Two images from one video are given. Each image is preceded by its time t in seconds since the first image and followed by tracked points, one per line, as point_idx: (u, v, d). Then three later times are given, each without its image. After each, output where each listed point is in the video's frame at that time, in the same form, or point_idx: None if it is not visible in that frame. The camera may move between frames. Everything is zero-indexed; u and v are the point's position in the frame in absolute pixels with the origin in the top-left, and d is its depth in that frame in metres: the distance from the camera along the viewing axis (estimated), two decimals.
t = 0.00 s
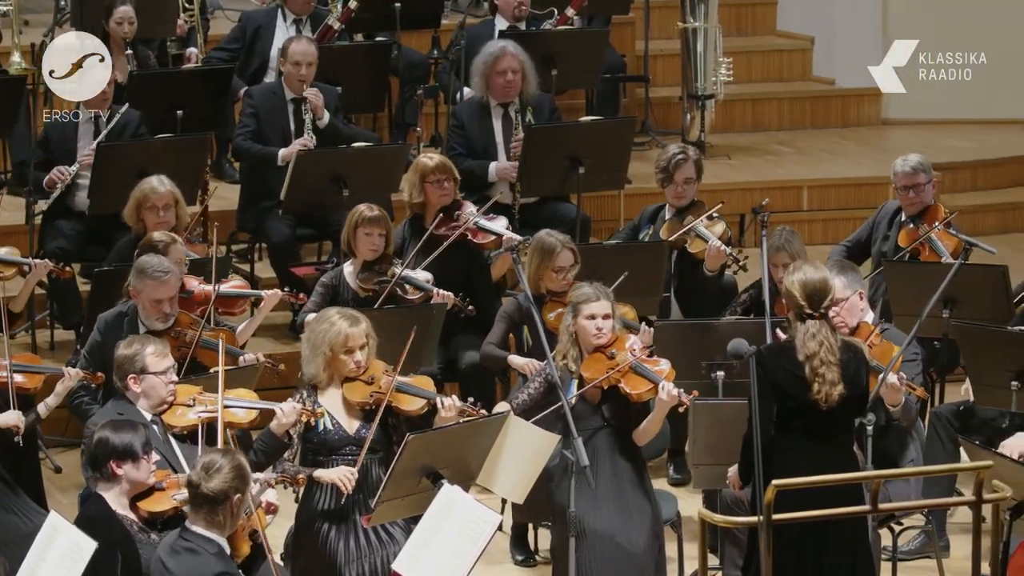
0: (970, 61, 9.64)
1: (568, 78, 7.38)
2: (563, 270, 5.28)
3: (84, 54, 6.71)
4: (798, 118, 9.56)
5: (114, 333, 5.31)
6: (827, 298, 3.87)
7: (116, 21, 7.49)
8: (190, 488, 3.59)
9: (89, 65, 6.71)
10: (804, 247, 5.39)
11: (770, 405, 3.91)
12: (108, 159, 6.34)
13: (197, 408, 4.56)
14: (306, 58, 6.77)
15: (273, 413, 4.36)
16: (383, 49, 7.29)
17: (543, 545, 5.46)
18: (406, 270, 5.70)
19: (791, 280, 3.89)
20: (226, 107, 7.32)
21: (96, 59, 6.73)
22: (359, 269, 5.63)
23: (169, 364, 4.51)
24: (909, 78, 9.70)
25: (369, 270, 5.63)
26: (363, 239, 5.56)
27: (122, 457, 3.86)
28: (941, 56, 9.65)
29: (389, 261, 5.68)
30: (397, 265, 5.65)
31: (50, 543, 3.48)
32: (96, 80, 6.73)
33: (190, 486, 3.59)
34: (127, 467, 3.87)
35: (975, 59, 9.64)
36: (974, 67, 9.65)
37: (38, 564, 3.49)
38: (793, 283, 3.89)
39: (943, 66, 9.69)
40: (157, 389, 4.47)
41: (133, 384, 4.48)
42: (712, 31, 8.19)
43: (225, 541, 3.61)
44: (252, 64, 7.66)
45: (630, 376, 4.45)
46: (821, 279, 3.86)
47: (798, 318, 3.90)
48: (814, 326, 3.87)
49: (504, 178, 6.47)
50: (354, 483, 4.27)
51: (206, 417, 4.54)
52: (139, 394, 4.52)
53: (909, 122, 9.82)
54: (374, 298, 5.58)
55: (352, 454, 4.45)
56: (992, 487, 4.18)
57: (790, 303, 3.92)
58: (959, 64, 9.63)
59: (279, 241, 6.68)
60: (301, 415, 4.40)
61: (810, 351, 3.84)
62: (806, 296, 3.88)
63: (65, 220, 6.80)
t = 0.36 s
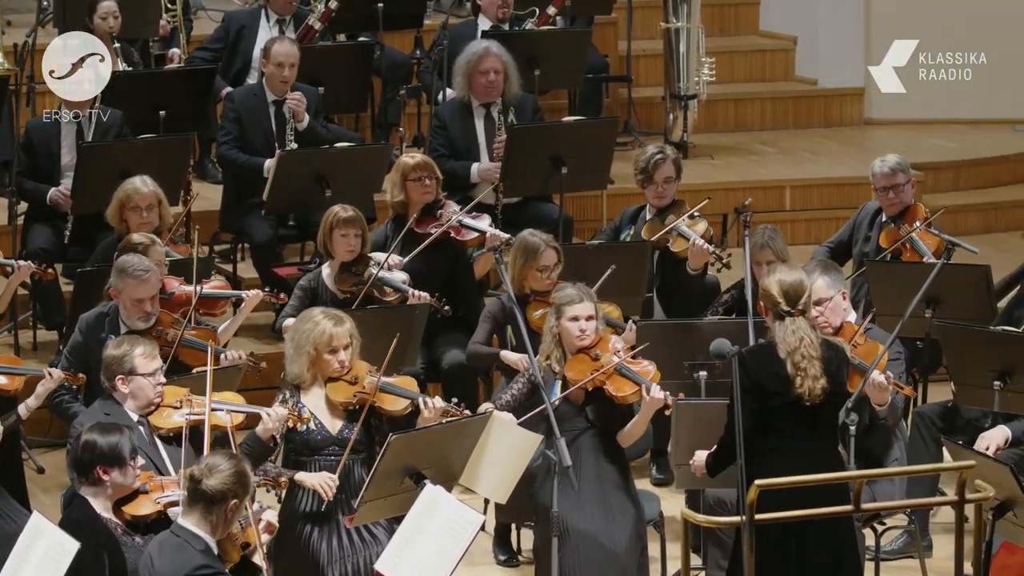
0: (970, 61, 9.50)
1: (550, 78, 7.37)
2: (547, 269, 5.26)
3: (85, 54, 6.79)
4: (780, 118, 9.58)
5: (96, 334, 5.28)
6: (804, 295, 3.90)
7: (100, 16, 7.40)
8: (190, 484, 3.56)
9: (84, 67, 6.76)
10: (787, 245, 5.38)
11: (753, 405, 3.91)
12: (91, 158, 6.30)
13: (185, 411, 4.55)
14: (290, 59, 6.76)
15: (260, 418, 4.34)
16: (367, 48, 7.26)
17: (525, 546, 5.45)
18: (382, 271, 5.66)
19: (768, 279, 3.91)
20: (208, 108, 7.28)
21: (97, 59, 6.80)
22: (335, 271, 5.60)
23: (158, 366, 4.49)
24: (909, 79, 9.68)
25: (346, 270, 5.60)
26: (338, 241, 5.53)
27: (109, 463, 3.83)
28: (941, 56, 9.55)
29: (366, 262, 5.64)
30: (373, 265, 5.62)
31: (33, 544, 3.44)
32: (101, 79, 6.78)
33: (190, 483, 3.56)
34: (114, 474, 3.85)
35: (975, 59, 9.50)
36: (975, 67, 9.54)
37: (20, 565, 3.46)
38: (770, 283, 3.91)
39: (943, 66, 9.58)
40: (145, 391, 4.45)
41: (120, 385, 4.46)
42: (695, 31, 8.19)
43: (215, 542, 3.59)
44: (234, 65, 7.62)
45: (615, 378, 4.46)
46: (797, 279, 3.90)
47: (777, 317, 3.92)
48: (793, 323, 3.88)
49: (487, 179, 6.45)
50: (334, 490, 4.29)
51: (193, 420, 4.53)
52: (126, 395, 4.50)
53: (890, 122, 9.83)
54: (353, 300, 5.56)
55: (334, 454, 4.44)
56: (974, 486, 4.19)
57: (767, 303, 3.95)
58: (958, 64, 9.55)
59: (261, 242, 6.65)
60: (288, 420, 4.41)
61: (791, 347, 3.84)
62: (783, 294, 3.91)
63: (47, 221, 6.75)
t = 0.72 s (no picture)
0: (969, 61, 9.70)
1: (531, 79, 7.35)
2: (527, 270, 5.26)
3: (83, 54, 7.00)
4: (760, 118, 9.59)
5: (78, 334, 5.27)
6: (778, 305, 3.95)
7: (79, 18, 7.51)
8: (199, 479, 3.56)
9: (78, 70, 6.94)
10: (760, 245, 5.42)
11: (737, 410, 3.90)
12: (70, 158, 6.26)
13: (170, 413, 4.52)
14: (269, 60, 6.73)
15: (245, 424, 4.31)
16: (348, 48, 7.23)
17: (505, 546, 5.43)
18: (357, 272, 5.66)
19: (744, 295, 3.99)
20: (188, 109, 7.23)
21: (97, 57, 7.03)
22: (311, 272, 5.56)
23: (146, 368, 4.45)
24: (909, 79, 9.83)
25: (323, 272, 5.55)
26: (314, 243, 5.49)
27: (95, 474, 3.78)
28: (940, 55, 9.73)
29: (341, 263, 5.59)
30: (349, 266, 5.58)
31: (15, 543, 3.42)
32: (84, 82, 6.92)
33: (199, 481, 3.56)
34: (99, 486, 3.80)
35: (975, 59, 9.70)
36: (974, 67, 9.71)
37: None
38: (746, 298, 3.99)
39: (942, 66, 9.75)
40: (132, 393, 4.42)
41: (107, 386, 4.43)
42: (674, 31, 8.19)
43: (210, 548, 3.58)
44: (214, 64, 7.57)
45: (595, 383, 4.47)
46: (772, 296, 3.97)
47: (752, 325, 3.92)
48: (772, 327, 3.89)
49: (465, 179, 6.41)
50: (313, 494, 4.24)
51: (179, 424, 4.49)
52: (113, 396, 4.47)
53: (868, 122, 9.85)
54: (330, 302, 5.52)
55: (314, 456, 4.43)
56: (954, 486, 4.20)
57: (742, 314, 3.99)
58: (958, 64, 9.72)
59: (240, 242, 6.61)
60: (272, 426, 4.37)
61: (770, 346, 3.84)
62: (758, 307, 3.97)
63: (26, 221, 6.70)
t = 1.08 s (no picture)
0: (969, 61, 9.18)
1: (516, 78, 7.33)
2: (511, 270, 5.24)
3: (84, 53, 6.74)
4: (745, 118, 9.60)
5: (64, 335, 5.24)
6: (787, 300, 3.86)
7: (64, 19, 7.35)
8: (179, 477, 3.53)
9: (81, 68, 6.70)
10: (737, 245, 5.39)
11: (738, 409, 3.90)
12: (56, 158, 6.24)
13: (168, 416, 4.54)
14: (255, 61, 6.71)
15: (243, 437, 4.29)
16: (333, 48, 7.21)
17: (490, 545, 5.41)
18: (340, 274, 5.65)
19: (752, 283, 3.87)
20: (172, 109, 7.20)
21: (98, 59, 6.75)
22: (291, 276, 5.55)
23: (150, 373, 4.44)
24: (909, 79, 9.30)
25: (302, 275, 5.56)
26: (291, 248, 5.48)
27: (71, 474, 3.77)
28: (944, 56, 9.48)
29: (321, 264, 5.60)
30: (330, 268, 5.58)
31: None
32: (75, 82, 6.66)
33: (183, 473, 3.55)
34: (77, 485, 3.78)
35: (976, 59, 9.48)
36: (974, 67, 9.21)
37: None
38: (753, 287, 3.87)
39: (942, 67, 9.22)
40: (133, 396, 4.40)
41: (110, 387, 4.42)
42: (660, 31, 8.19)
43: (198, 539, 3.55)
44: (198, 65, 7.54)
45: (584, 385, 4.49)
46: (780, 283, 3.83)
47: (757, 320, 3.88)
48: (781, 327, 3.85)
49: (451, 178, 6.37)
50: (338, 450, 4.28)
51: (173, 429, 4.51)
52: (114, 397, 4.46)
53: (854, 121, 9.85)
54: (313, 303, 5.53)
55: (307, 464, 4.40)
56: (940, 485, 4.20)
57: (748, 305, 3.90)
58: (958, 64, 9.21)
59: (225, 242, 6.58)
60: (270, 443, 4.31)
61: (778, 343, 3.82)
62: (767, 298, 3.86)
63: (12, 221, 6.67)
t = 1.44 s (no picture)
0: (970, 61, 9.36)
1: (491, 78, 7.32)
2: (489, 267, 5.24)
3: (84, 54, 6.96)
4: (721, 118, 9.64)
5: (43, 331, 5.19)
6: (739, 294, 3.91)
7: (36, 19, 7.31)
8: (111, 476, 3.67)
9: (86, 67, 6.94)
10: (717, 241, 5.53)
11: (688, 409, 3.88)
12: (32, 158, 6.21)
13: (161, 415, 4.48)
14: (232, 61, 6.68)
15: (235, 434, 4.26)
16: (308, 47, 7.18)
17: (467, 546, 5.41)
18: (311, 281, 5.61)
19: (704, 276, 3.92)
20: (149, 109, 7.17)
21: (97, 59, 6.97)
22: (266, 278, 5.54)
23: (148, 372, 4.43)
24: (909, 79, 9.52)
25: (276, 278, 5.52)
26: (268, 251, 5.46)
27: (36, 460, 3.84)
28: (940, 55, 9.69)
29: (297, 270, 5.56)
30: (302, 273, 5.54)
31: None
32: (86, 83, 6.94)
33: (111, 476, 3.68)
34: (43, 469, 3.84)
35: (976, 59, 9.35)
36: (975, 67, 9.37)
37: None
38: (706, 279, 3.92)
39: (943, 66, 9.43)
40: (132, 395, 4.39)
41: (109, 385, 4.39)
42: (636, 31, 8.18)
43: (150, 530, 3.70)
44: (174, 65, 7.51)
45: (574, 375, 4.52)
46: (733, 275, 3.90)
47: (710, 314, 3.92)
48: (731, 320, 3.86)
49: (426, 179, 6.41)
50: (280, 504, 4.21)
51: (167, 427, 4.45)
52: (112, 395, 4.43)
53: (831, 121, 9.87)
54: (285, 305, 5.50)
55: (283, 460, 4.35)
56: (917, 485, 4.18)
57: (702, 300, 3.94)
58: (959, 64, 9.39)
59: (201, 242, 6.55)
60: (262, 443, 4.31)
61: (729, 341, 3.82)
62: (720, 292, 3.91)
63: None
